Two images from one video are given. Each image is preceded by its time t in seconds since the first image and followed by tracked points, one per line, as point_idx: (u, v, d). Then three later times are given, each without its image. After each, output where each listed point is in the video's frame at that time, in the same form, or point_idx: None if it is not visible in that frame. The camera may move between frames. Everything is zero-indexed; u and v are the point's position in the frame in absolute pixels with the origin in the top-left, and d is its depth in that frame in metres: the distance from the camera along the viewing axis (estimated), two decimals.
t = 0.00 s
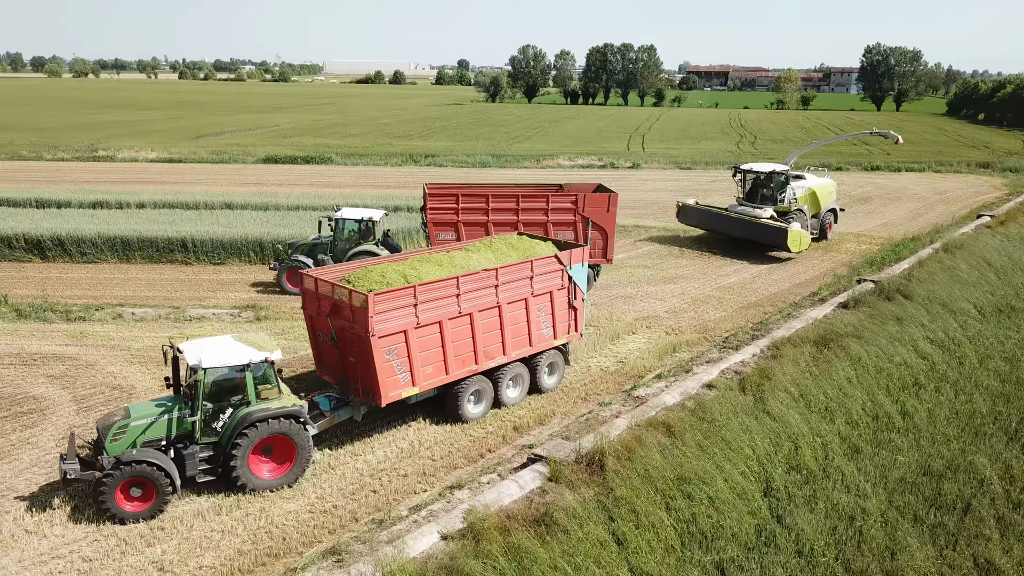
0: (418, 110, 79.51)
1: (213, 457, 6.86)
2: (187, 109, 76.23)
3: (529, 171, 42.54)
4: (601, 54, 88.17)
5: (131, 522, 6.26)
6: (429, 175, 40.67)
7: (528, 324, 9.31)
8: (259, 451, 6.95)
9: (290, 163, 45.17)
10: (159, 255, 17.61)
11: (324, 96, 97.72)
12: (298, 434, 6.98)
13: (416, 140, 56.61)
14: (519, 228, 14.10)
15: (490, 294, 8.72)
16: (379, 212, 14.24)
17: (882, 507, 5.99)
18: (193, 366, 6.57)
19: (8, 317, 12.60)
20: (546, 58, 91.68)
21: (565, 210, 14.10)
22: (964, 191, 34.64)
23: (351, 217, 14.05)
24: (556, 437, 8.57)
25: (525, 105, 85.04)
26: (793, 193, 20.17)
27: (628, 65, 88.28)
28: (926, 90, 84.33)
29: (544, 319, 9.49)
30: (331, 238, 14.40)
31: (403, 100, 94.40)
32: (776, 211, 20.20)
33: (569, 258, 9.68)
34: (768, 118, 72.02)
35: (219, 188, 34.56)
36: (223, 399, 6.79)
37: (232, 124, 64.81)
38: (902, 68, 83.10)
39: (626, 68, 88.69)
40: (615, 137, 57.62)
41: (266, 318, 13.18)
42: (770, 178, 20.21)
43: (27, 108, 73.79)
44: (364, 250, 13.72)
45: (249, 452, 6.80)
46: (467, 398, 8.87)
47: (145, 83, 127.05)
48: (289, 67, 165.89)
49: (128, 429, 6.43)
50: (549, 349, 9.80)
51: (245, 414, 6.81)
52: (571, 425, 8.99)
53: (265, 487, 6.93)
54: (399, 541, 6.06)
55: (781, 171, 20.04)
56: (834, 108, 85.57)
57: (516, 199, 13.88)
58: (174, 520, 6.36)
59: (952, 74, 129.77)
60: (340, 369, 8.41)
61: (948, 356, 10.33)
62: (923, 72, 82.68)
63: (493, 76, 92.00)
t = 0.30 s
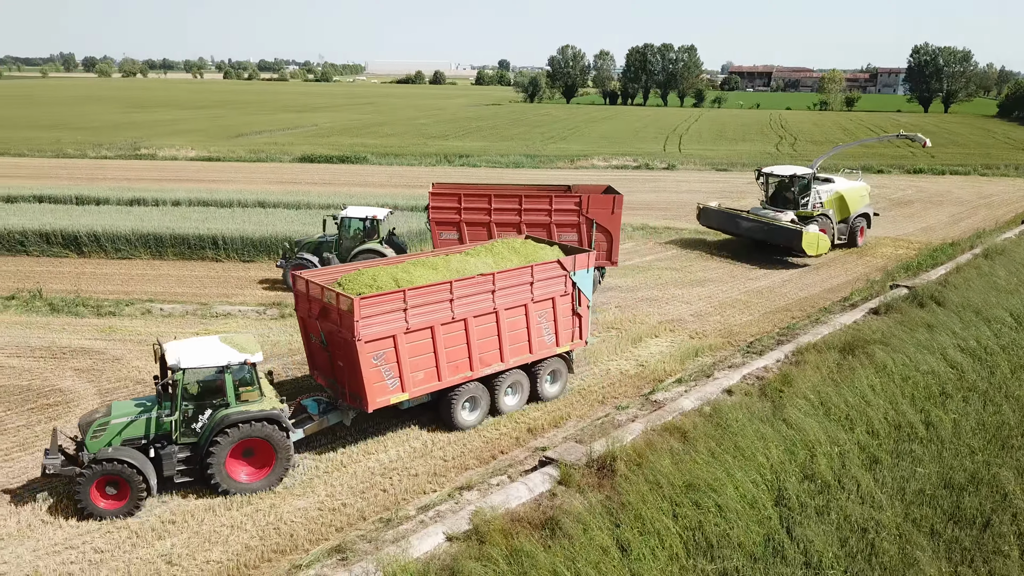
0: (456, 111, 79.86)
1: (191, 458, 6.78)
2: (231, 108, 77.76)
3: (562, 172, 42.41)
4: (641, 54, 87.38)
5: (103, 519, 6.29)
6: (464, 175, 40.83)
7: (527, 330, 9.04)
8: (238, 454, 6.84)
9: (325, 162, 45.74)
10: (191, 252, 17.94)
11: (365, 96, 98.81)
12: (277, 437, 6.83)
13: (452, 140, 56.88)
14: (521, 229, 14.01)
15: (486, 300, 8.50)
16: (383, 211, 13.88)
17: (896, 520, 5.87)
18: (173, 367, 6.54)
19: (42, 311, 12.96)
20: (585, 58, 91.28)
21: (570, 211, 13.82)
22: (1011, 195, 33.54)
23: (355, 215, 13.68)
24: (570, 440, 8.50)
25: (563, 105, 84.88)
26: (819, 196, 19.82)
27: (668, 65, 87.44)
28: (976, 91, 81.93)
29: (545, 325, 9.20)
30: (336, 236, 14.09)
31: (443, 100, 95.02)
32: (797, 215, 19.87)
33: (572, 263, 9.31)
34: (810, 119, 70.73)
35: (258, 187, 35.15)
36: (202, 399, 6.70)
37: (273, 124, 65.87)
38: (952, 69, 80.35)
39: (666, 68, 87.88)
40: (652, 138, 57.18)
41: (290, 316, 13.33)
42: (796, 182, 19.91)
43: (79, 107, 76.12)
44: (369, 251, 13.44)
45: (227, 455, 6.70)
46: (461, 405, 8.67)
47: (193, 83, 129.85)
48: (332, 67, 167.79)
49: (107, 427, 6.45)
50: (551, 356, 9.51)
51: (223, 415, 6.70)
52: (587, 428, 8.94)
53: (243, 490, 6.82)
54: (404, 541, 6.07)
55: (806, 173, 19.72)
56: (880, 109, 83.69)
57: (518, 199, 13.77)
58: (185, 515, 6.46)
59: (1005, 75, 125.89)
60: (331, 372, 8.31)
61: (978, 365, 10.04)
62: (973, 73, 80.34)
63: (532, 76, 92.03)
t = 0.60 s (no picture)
0: (489, 111, 80.08)
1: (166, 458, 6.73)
2: (267, 108, 78.94)
3: (592, 173, 42.24)
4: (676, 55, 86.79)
5: (76, 518, 6.32)
6: (493, 176, 40.92)
7: (521, 336, 8.77)
8: (212, 456, 6.77)
9: (355, 162, 46.19)
10: (218, 250, 18.23)
11: (400, 96, 99.57)
12: (250, 441, 6.73)
13: (483, 140, 57.05)
14: (520, 230, 13.94)
15: (477, 305, 8.27)
16: (384, 209, 13.91)
17: (907, 534, 5.75)
18: (146, 366, 6.47)
19: (70, 306, 13.26)
20: (620, 59, 90.94)
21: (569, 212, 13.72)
22: None
23: (356, 213, 13.73)
24: (580, 444, 8.44)
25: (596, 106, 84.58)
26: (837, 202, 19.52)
27: (704, 66, 86.66)
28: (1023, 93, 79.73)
29: (540, 332, 8.93)
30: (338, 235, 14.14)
31: (476, 100, 95.41)
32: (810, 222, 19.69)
33: (570, 269, 8.99)
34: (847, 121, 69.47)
35: (290, 186, 35.65)
36: (177, 400, 6.65)
37: (307, 123, 66.68)
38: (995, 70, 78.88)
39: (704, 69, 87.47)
40: (684, 139, 56.75)
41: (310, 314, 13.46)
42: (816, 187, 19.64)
43: (123, 107, 77.99)
44: (370, 249, 13.44)
45: (199, 456, 6.63)
46: (450, 412, 8.43)
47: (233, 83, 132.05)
48: (369, 66, 169.23)
49: (85, 423, 6.49)
50: (547, 364, 9.22)
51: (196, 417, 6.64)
52: (598, 432, 8.86)
53: (215, 493, 6.75)
54: (407, 541, 6.08)
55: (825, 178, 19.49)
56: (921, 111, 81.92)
57: (516, 200, 13.72)
58: (191, 510, 6.54)
59: None
60: (316, 375, 8.18)
61: (1003, 374, 9.81)
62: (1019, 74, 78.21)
63: (566, 77, 91.89)
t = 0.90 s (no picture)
0: (517, 112, 80.04)
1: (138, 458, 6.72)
2: (296, 108, 79.73)
3: (616, 174, 42.00)
4: (706, 55, 85.84)
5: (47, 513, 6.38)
6: (517, 176, 40.86)
7: (509, 342, 8.56)
8: (184, 457, 6.75)
9: (380, 161, 46.47)
10: (239, 249, 18.41)
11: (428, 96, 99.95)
12: (220, 442, 6.67)
13: (509, 140, 57.06)
14: (515, 230, 13.91)
15: (461, 309, 8.08)
16: (382, 207, 14.02)
17: (915, 545, 5.65)
18: (118, 364, 6.53)
19: (92, 303, 13.49)
20: (649, 59, 90.27)
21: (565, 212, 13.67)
22: None
23: (353, 212, 13.82)
24: (586, 447, 8.37)
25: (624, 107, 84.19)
26: (845, 205, 19.11)
27: (735, 66, 85.73)
28: None
29: (530, 338, 8.71)
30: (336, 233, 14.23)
31: (504, 100, 95.46)
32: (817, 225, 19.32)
33: (561, 274, 8.75)
34: (880, 122, 68.28)
35: (315, 185, 35.96)
36: (149, 399, 6.65)
37: (334, 123, 67.22)
38: None
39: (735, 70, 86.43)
40: (711, 140, 56.21)
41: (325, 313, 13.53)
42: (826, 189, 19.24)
43: (157, 107, 79.31)
44: (367, 247, 13.56)
45: (169, 456, 6.61)
46: (433, 418, 8.26)
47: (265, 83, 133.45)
48: (399, 66, 169.74)
49: (59, 420, 6.54)
50: (538, 370, 9.01)
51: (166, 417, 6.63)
52: (605, 435, 8.80)
53: (185, 494, 6.70)
54: (407, 542, 6.08)
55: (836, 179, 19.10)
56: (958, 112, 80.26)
57: (511, 200, 13.68)
58: (196, 506, 6.63)
59: None
60: (296, 378, 8.08)
61: None
62: None
63: (595, 77, 91.53)
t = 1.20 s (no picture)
0: (541, 112, 79.96)
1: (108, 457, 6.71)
2: (323, 108, 80.39)
3: (639, 175, 41.77)
4: (733, 55, 84.88)
5: (19, 509, 6.45)
6: (540, 177, 40.80)
7: (493, 348, 8.35)
8: (155, 457, 6.73)
9: (402, 161, 46.67)
10: (257, 248, 18.57)
11: (454, 97, 100.30)
12: (188, 443, 6.62)
13: (532, 141, 57.02)
14: (510, 231, 13.91)
15: (441, 314, 7.92)
16: (380, 207, 14.04)
17: (921, 558, 5.56)
18: (90, 363, 6.56)
19: (111, 300, 13.71)
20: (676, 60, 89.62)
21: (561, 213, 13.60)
22: None
23: (351, 211, 13.89)
24: (592, 451, 8.30)
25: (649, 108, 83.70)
26: (848, 209, 18.80)
27: (763, 67, 84.76)
28: None
29: (516, 344, 8.48)
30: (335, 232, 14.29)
31: (529, 101, 95.46)
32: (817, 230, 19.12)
33: (548, 278, 8.50)
34: (909, 123, 67.19)
35: (338, 185, 36.21)
36: (120, 398, 6.65)
37: (360, 123, 67.65)
38: None
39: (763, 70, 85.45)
40: (737, 141, 55.67)
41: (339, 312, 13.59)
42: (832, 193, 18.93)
43: (188, 106, 80.43)
44: (363, 245, 13.64)
45: (138, 456, 6.60)
46: (413, 424, 8.09)
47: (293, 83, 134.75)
48: (426, 66, 170.19)
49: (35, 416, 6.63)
50: (526, 377, 8.75)
51: (136, 416, 6.62)
52: (613, 439, 8.72)
53: (154, 494, 6.69)
54: (406, 543, 6.07)
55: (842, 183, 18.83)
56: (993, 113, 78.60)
57: (506, 200, 13.70)
58: (198, 504, 6.68)
59: None
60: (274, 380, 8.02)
61: None
62: None
63: (621, 78, 91.11)
